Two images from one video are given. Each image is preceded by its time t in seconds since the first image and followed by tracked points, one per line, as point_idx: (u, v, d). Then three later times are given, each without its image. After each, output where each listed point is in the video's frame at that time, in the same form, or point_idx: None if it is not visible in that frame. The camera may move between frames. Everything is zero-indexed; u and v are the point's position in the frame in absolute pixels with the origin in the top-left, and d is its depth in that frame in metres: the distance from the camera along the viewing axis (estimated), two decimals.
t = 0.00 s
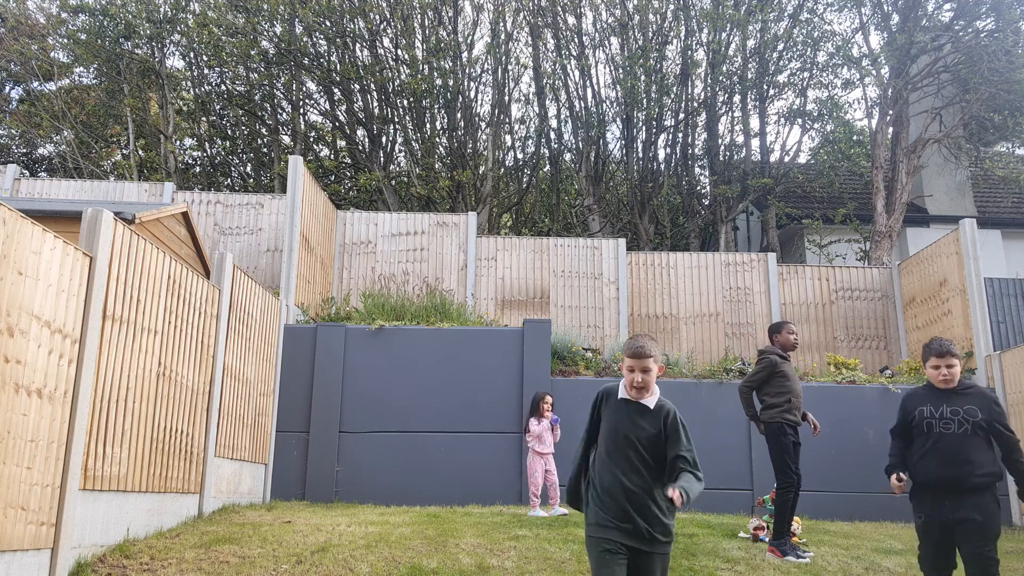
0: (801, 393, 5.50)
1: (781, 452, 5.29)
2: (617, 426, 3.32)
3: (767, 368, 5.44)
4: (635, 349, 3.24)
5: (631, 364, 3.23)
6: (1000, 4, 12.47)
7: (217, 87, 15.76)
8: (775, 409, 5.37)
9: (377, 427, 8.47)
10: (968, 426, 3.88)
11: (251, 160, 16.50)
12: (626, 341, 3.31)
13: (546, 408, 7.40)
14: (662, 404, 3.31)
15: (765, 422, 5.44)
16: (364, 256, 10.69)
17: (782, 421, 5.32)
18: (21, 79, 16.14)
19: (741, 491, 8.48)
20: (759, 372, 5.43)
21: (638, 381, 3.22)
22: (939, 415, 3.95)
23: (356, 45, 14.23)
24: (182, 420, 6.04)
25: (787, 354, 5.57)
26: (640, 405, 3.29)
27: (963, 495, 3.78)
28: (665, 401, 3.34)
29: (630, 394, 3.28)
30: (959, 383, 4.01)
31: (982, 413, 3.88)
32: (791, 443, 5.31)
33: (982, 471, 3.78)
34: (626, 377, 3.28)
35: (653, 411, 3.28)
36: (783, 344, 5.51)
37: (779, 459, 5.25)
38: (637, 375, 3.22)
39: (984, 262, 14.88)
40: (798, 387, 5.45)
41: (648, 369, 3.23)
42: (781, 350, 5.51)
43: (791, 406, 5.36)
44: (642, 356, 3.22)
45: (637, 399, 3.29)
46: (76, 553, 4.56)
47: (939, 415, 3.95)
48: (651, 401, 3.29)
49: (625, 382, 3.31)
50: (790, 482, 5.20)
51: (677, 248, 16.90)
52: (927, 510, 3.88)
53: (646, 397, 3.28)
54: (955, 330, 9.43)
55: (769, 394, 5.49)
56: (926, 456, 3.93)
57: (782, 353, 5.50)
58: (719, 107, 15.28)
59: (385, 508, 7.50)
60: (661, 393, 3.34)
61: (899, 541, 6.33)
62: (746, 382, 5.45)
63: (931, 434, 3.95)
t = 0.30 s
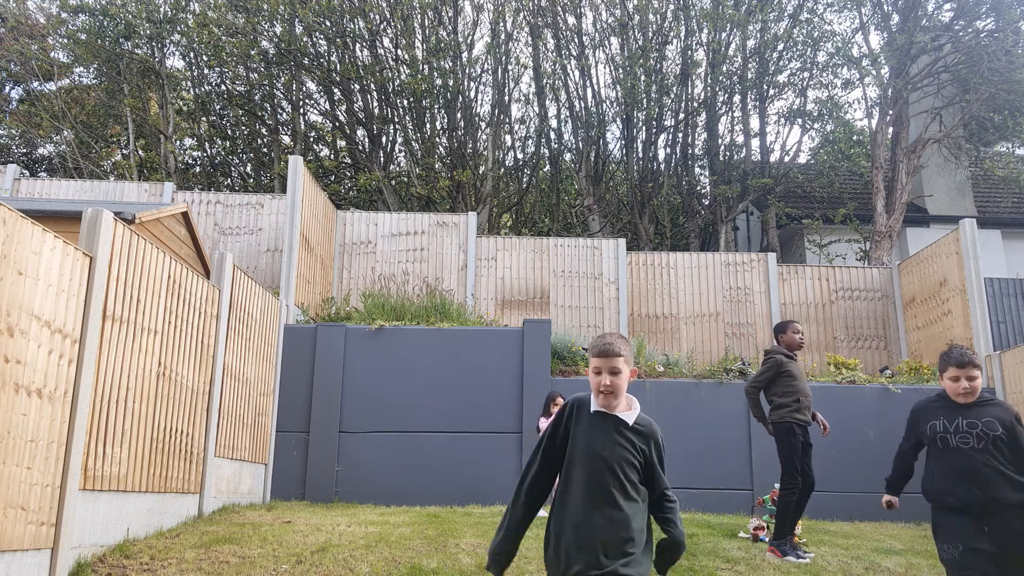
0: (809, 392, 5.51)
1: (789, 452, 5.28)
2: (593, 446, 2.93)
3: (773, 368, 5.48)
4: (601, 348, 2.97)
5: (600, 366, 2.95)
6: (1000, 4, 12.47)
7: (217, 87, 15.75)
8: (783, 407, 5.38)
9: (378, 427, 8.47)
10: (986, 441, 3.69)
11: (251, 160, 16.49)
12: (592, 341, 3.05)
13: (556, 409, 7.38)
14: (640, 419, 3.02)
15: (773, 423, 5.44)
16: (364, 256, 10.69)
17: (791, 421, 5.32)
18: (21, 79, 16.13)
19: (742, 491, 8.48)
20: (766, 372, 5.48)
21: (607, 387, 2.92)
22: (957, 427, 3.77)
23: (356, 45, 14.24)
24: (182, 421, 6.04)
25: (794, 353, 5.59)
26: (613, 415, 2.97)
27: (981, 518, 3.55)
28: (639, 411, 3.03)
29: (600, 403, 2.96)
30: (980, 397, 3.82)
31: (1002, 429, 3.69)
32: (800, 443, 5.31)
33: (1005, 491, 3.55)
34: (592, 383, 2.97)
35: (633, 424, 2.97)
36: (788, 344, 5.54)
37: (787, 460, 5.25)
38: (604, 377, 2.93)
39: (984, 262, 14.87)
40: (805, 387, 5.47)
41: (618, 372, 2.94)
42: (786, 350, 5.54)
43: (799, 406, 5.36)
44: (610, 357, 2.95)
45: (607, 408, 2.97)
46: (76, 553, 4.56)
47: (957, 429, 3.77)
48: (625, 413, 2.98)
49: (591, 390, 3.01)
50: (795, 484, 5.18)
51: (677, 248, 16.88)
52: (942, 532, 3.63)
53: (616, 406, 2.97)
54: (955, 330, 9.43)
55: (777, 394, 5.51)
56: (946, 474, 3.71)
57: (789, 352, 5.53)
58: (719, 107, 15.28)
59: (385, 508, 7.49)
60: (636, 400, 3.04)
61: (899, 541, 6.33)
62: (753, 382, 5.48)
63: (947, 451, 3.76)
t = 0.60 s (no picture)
0: (824, 395, 5.50)
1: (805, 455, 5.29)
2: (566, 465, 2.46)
3: (788, 372, 5.49)
4: (558, 390, 2.35)
5: (556, 412, 2.35)
6: (1000, 4, 12.49)
7: (216, 87, 15.76)
8: (799, 409, 5.37)
9: (378, 427, 8.47)
10: None
11: (251, 160, 16.47)
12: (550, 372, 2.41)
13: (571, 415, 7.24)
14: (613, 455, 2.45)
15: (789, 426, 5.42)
16: (364, 256, 10.69)
17: (807, 422, 5.31)
18: (21, 79, 16.12)
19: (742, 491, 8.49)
20: (780, 376, 5.49)
21: (564, 440, 2.35)
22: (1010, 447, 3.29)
23: (356, 45, 14.25)
24: (182, 420, 6.04)
25: (808, 357, 5.60)
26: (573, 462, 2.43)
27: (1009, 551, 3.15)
28: (611, 451, 2.46)
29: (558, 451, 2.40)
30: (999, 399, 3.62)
31: None
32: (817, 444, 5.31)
33: None
34: (549, 429, 2.39)
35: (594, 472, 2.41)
36: (804, 346, 5.53)
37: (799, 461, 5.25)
38: (560, 429, 2.34)
39: (984, 262, 14.87)
40: (820, 389, 5.47)
41: (579, 420, 2.34)
42: (801, 353, 5.54)
43: (816, 408, 5.35)
44: (569, 403, 2.33)
45: (568, 456, 2.41)
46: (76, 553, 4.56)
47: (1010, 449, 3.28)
48: (589, 458, 2.41)
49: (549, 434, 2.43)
50: (805, 485, 5.19)
51: (677, 248, 16.87)
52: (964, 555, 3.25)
53: (579, 454, 2.40)
54: (955, 329, 9.43)
55: (793, 397, 5.49)
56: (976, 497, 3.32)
57: (803, 355, 5.54)
58: (719, 107, 15.28)
59: (385, 508, 7.49)
60: (606, 439, 2.45)
61: (899, 541, 6.33)
62: (768, 385, 5.47)
63: (995, 471, 3.29)
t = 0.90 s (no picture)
0: (852, 402, 5.43)
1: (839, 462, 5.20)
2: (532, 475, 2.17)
3: (819, 379, 5.42)
4: (504, 389, 2.03)
5: (508, 416, 2.02)
6: (1000, 4, 12.50)
7: (217, 87, 15.75)
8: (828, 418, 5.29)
9: (378, 427, 8.48)
10: None
11: (251, 160, 16.44)
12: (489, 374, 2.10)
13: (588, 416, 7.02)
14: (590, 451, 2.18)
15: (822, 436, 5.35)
16: (364, 256, 10.70)
17: (839, 429, 5.23)
18: (21, 78, 16.10)
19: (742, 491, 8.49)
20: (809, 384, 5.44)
21: (524, 446, 2.02)
22: None
23: (356, 45, 14.27)
24: (182, 420, 6.04)
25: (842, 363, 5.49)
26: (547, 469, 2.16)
27: None
28: (583, 448, 2.17)
29: (521, 463, 2.08)
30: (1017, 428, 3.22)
31: None
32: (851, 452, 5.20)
33: None
34: (503, 439, 2.06)
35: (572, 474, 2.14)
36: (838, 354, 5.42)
37: (848, 467, 5.06)
38: (518, 436, 2.01)
39: (984, 262, 14.86)
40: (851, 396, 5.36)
41: (537, 418, 2.02)
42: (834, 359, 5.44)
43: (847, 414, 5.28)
44: (520, 402, 2.01)
45: (529, 466, 2.08)
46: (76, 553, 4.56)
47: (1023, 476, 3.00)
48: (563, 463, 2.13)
49: (503, 444, 2.11)
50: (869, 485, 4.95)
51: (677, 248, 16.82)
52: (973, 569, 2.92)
53: (545, 458, 2.10)
54: (955, 330, 9.44)
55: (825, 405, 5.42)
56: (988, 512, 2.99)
57: (834, 362, 5.44)
58: (719, 107, 15.29)
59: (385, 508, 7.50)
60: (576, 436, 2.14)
61: (899, 541, 6.33)
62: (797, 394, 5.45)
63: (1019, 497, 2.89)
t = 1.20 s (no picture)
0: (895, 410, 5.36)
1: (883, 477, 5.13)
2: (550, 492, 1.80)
3: (859, 387, 5.37)
4: (551, 348, 1.80)
5: (553, 379, 1.77)
6: (1000, 4, 12.50)
7: (217, 87, 15.75)
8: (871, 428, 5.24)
9: (379, 427, 8.48)
10: None
11: (251, 160, 16.42)
12: (518, 339, 1.85)
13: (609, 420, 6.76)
14: (618, 484, 1.83)
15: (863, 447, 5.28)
16: (364, 256, 10.69)
17: (883, 443, 5.18)
18: (21, 79, 16.10)
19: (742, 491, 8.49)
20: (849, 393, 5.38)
21: (572, 418, 1.74)
22: None
23: (356, 45, 14.27)
24: (182, 420, 6.04)
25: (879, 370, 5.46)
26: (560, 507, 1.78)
27: None
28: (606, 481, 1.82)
29: (555, 448, 1.75)
30: None
31: None
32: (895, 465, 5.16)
33: None
34: (540, 414, 1.76)
35: (595, 517, 1.76)
36: (874, 360, 5.42)
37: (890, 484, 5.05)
38: (565, 403, 1.75)
39: (984, 262, 14.86)
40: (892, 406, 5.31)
41: (586, 389, 1.79)
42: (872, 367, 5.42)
43: (889, 426, 5.24)
44: (571, 363, 1.79)
45: (564, 458, 1.76)
46: (76, 553, 4.57)
47: None
48: (585, 493, 1.77)
49: (531, 431, 1.78)
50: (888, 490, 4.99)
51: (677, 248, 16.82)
52: None
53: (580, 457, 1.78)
54: (955, 330, 9.44)
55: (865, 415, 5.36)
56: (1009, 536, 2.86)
57: (872, 369, 5.42)
58: (719, 107, 15.29)
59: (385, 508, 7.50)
60: (602, 456, 1.83)
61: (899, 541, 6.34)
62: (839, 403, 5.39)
63: None
